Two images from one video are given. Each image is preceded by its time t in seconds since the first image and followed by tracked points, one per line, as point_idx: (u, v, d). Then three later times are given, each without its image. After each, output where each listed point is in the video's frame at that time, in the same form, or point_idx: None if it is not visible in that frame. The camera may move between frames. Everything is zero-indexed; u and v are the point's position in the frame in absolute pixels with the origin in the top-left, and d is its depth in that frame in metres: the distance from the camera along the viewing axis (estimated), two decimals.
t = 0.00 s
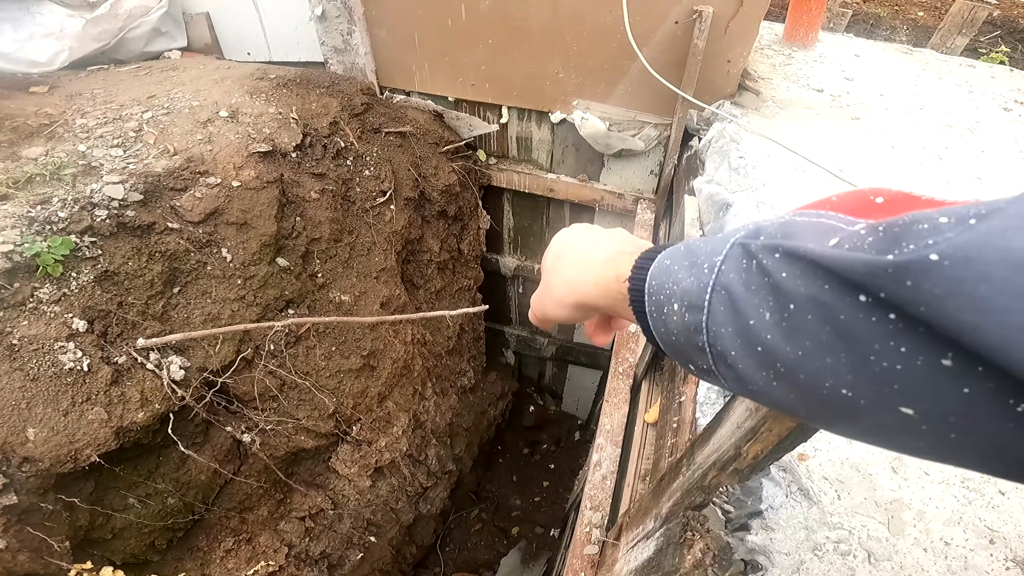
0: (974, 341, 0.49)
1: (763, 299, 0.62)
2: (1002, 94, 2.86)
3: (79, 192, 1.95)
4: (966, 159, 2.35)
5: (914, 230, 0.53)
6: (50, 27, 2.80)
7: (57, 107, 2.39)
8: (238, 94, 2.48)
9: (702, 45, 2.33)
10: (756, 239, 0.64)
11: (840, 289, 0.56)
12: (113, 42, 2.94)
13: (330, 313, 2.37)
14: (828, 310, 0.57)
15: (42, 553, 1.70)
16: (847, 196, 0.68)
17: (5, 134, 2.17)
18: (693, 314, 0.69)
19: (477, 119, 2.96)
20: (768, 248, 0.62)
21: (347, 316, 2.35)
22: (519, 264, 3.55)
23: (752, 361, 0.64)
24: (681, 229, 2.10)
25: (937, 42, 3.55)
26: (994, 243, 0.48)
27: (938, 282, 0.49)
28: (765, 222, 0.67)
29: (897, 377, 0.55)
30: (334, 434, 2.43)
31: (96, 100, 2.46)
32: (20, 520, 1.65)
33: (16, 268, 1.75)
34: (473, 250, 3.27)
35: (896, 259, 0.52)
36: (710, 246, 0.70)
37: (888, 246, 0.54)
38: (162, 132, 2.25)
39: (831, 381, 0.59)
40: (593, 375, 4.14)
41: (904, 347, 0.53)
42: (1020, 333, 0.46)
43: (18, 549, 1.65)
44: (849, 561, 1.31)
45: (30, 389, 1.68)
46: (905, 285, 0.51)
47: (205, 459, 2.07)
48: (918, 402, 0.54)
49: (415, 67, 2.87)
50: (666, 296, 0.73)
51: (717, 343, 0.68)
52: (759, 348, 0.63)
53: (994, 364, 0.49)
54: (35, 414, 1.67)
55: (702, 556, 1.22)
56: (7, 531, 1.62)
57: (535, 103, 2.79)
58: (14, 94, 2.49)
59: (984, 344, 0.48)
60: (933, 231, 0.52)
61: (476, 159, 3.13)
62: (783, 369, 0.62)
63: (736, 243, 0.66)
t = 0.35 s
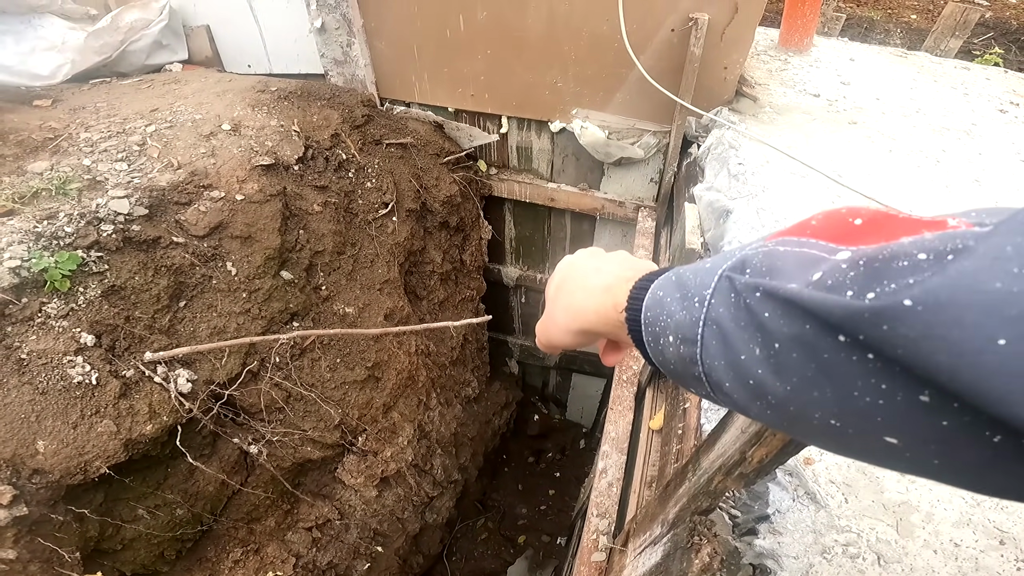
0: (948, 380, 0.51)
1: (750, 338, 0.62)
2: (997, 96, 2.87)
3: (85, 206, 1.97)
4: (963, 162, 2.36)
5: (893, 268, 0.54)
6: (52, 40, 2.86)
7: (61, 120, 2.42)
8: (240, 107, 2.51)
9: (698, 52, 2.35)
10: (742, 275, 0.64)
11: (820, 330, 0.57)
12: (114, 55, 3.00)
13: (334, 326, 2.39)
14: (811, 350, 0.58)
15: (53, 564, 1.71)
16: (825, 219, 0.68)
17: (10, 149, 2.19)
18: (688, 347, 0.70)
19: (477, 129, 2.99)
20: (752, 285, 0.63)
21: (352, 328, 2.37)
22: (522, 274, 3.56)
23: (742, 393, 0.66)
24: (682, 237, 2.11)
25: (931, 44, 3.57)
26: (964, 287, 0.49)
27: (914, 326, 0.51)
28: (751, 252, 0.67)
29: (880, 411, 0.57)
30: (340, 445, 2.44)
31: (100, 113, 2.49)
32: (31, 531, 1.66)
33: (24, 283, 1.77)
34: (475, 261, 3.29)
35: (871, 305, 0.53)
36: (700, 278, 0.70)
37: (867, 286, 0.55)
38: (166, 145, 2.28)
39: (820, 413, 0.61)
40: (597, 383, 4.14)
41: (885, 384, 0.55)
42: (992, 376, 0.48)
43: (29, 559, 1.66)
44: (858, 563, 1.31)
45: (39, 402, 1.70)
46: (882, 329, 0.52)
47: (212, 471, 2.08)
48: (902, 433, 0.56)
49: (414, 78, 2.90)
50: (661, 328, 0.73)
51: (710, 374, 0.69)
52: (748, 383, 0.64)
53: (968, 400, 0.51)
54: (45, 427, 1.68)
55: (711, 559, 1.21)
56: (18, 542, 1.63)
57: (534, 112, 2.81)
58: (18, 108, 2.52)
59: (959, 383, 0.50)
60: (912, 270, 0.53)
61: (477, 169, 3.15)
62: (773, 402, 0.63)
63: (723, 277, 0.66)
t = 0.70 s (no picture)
0: (924, 393, 0.53)
1: (743, 354, 0.65)
2: (990, 99, 2.91)
3: (91, 216, 1.99)
4: (958, 165, 2.39)
5: (874, 286, 0.56)
6: (55, 50, 2.87)
7: (67, 130, 2.45)
8: (243, 118, 2.54)
9: (695, 60, 2.39)
10: (735, 293, 0.66)
11: (807, 348, 0.59)
12: (117, 65, 3.04)
13: (338, 335, 2.40)
14: (799, 366, 0.60)
15: (61, 570, 1.72)
16: (812, 230, 0.69)
17: (16, 159, 2.22)
18: (690, 360, 0.72)
19: (477, 139, 3.02)
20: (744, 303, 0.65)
21: (356, 337, 2.38)
22: (522, 282, 3.59)
23: (738, 404, 0.69)
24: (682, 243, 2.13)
25: (924, 48, 3.61)
26: (933, 307, 0.52)
27: (888, 344, 0.53)
28: (741, 267, 0.69)
29: (866, 422, 0.59)
30: (344, 453, 2.45)
31: (104, 124, 2.52)
32: (40, 537, 1.68)
33: (32, 293, 1.79)
34: (476, 270, 3.31)
35: (850, 325, 0.55)
36: (696, 294, 0.72)
37: (849, 304, 0.57)
38: (171, 156, 2.31)
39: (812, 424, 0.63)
40: (599, 390, 4.15)
41: (868, 398, 0.57)
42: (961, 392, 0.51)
43: (37, 566, 1.67)
44: (864, 563, 1.32)
45: (48, 410, 1.71)
46: (859, 348, 0.55)
47: (218, 478, 2.09)
48: (888, 441, 0.59)
49: (415, 88, 2.93)
50: (663, 343, 0.76)
51: (711, 385, 0.71)
52: (744, 396, 0.67)
53: (943, 414, 0.53)
54: (53, 435, 1.70)
55: (716, 558, 1.23)
56: (26, 549, 1.65)
57: (533, 121, 2.85)
58: (23, 118, 2.55)
59: (935, 396, 0.52)
60: (891, 288, 0.55)
61: (477, 178, 3.18)
62: (766, 415, 0.66)
63: (719, 294, 0.68)
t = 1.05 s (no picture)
0: (915, 384, 0.54)
1: (740, 347, 0.66)
2: (983, 106, 2.94)
3: (90, 223, 2.00)
4: (952, 173, 2.41)
5: (866, 280, 0.57)
6: (54, 56, 2.88)
7: (66, 136, 2.45)
8: (242, 124, 2.55)
9: (691, 68, 2.41)
10: (733, 288, 0.67)
11: (803, 338, 0.60)
12: (116, 71, 3.06)
13: (336, 342, 2.40)
14: (795, 357, 0.61)
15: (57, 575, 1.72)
16: (809, 232, 0.71)
17: (15, 165, 2.22)
18: (687, 356, 0.73)
19: (475, 146, 3.04)
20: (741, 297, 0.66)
21: (354, 344, 2.38)
22: (520, 290, 3.60)
23: (734, 399, 0.69)
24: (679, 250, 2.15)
25: (918, 55, 3.65)
26: (923, 298, 0.53)
27: (881, 334, 0.54)
28: (740, 264, 0.70)
29: (859, 412, 0.60)
30: (342, 460, 2.44)
31: (103, 129, 2.53)
32: (36, 543, 1.67)
33: (31, 299, 1.79)
34: (474, 277, 3.32)
35: (842, 316, 0.57)
36: (696, 291, 0.73)
37: (843, 297, 0.58)
38: (170, 162, 2.31)
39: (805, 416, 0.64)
40: (597, 397, 4.15)
41: (862, 388, 0.58)
42: (951, 379, 0.52)
43: (33, 571, 1.67)
44: (862, 566, 1.33)
45: (46, 415, 1.71)
46: (851, 338, 0.56)
47: (215, 484, 2.09)
48: (881, 433, 0.60)
49: (414, 96, 2.95)
50: (660, 339, 0.76)
51: (708, 379, 0.72)
52: (739, 390, 0.67)
53: (934, 402, 0.54)
54: (51, 441, 1.69)
55: (715, 562, 1.25)
56: (22, 554, 1.65)
57: (531, 129, 2.86)
58: (22, 123, 2.56)
59: (926, 385, 0.53)
60: (884, 280, 0.57)
61: (475, 186, 3.20)
62: (762, 409, 0.67)
63: (715, 289, 0.69)
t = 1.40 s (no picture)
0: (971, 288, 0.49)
1: (757, 276, 0.60)
2: (967, 113, 2.98)
3: (77, 227, 1.98)
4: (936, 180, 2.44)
5: (890, 195, 0.53)
6: (43, 58, 2.86)
7: (53, 139, 2.43)
8: (232, 129, 2.54)
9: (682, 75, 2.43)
10: (742, 218, 0.63)
11: (837, 257, 0.55)
12: (105, 74, 3.03)
13: (326, 348, 2.39)
14: (824, 278, 0.56)
15: None
16: (817, 167, 0.71)
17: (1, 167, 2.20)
18: (691, 295, 0.66)
19: (467, 152, 3.04)
20: (754, 226, 0.61)
21: (344, 350, 2.37)
22: (510, 296, 3.60)
23: (752, 339, 0.63)
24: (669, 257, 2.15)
25: (904, 63, 3.70)
26: (976, 202, 0.48)
27: (931, 243, 0.49)
28: (748, 200, 0.66)
29: (902, 333, 0.54)
30: (332, 465, 2.43)
31: (91, 132, 2.51)
32: (19, 548, 1.66)
33: (15, 304, 1.77)
34: (465, 284, 3.32)
35: (883, 226, 0.52)
36: (700, 230, 0.68)
37: (875, 209, 0.54)
38: (158, 166, 2.30)
39: (831, 348, 0.58)
40: (588, 403, 4.15)
41: (905, 304, 0.53)
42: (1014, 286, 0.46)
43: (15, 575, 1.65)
44: (851, 570, 1.34)
45: (29, 421, 1.69)
46: (901, 248, 0.50)
47: (202, 490, 2.06)
48: (923, 357, 0.54)
49: (406, 101, 2.95)
50: (660, 282, 0.70)
51: (718, 320, 0.65)
52: (760, 325, 0.61)
53: (992, 314, 0.49)
54: (34, 446, 1.68)
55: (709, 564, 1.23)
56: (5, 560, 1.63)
57: (524, 135, 2.87)
58: (9, 126, 2.54)
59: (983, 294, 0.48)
60: (920, 189, 0.52)
61: (467, 193, 3.20)
62: (785, 344, 0.60)
63: (722, 223, 0.65)
